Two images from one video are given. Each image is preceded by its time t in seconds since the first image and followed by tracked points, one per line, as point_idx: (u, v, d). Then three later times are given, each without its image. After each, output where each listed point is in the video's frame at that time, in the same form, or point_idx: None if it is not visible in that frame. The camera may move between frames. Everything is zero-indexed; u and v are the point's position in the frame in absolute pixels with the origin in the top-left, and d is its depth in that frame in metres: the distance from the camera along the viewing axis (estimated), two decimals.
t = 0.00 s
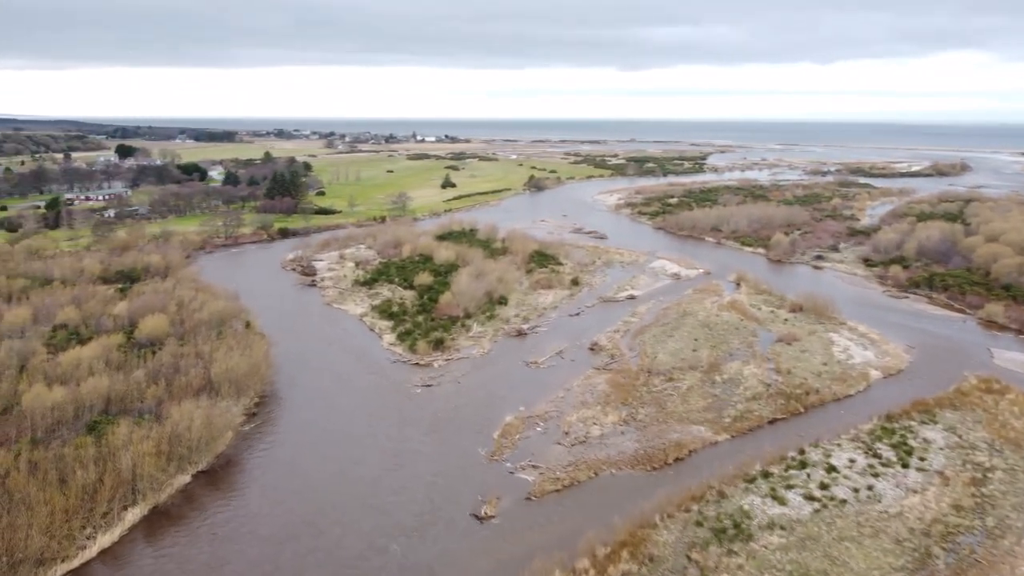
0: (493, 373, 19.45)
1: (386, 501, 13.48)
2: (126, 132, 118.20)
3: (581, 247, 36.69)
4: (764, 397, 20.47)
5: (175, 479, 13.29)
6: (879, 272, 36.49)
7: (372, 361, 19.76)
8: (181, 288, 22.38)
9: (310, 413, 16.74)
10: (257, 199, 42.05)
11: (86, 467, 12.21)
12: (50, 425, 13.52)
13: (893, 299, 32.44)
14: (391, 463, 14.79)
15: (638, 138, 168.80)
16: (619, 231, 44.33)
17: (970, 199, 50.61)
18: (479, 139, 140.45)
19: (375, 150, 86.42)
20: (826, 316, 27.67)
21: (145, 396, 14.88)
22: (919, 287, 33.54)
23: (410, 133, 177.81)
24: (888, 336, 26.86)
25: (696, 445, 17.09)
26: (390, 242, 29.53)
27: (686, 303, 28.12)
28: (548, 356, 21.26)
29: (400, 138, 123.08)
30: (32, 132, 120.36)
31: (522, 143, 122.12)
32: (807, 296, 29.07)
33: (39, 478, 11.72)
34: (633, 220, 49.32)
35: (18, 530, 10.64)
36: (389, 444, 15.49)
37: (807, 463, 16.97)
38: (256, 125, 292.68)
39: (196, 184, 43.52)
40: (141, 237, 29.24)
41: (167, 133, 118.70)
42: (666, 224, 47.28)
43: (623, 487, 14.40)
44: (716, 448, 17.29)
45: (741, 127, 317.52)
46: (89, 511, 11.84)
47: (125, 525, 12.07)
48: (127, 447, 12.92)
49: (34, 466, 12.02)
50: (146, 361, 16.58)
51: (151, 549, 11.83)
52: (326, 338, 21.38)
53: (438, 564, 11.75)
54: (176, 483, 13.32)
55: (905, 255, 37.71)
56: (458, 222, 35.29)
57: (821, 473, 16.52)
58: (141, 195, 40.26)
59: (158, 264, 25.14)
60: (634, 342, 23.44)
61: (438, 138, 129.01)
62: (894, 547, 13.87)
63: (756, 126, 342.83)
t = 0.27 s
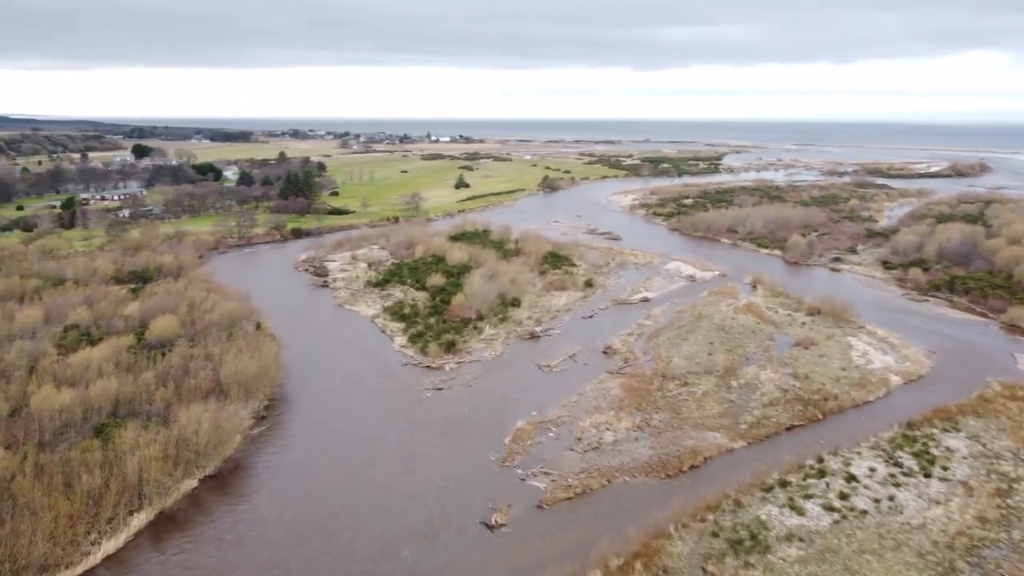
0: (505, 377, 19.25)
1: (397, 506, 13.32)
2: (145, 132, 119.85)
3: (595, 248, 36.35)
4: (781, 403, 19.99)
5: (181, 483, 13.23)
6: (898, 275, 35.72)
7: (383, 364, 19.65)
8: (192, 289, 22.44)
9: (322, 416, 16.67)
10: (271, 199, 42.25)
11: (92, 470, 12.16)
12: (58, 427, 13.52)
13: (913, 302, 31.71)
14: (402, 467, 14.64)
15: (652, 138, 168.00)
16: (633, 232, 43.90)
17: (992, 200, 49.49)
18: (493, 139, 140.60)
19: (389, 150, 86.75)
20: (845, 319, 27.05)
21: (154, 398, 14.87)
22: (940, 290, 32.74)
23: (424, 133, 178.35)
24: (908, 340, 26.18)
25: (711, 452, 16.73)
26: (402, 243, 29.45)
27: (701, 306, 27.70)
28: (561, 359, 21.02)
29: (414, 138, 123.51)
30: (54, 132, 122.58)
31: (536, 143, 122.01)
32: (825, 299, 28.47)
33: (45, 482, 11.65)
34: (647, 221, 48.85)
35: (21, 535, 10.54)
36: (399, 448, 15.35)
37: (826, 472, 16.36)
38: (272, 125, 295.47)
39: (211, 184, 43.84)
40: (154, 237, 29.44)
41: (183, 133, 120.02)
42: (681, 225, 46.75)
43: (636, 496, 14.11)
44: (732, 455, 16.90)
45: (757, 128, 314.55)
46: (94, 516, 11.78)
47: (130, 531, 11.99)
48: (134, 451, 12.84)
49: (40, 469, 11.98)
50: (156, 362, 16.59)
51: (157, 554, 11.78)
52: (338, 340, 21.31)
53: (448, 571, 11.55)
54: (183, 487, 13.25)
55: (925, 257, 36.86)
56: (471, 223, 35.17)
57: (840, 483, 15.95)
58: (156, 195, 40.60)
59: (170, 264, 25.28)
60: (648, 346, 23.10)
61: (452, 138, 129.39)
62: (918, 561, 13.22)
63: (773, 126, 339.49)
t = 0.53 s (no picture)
0: (519, 380, 19.03)
1: (409, 510, 13.14)
2: (160, 132, 121.65)
3: (610, 249, 35.99)
4: (801, 409, 19.49)
5: (189, 488, 13.14)
6: (919, 277, 34.87)
7: (395, 366, 19.53)
8: (204, 289, 22.53)
9: (335, 418, 16.60)
10: (286, 199, 42.45)
11: (98, 474, 12.09)
12: (67, 429, 13.52)
13: (935, 306, 30.90)
14: (414, 470, 14.48)
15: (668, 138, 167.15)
16: (648, 233, 43.42)
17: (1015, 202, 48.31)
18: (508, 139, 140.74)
19: (404, 150, 87.05)
20: (866, 323, 26.38)
21: (164, 400, 14.87)
22: (962, 294, 31.89)
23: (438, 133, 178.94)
24: (931, 345, 25.44)
25: (729, 460, 16.36)
26: (417, 243, 29.36)
27: (718, 308, 27.24)
28: (575, 363, 20.74)
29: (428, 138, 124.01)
30: (72, 132, 124.83)
31: (550, 144, 121.80)
32: (844, 302, 27.82)
33: (51, 486, 11.59)
34: (663, 222, 48.33)
35: (26, 541, 10.47)
36: (411, 452, 15.18)
37: (847, 483, 15.81)
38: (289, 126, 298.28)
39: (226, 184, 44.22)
40: (169, 237, 29.66)
41: (200, 133, 121.50)
42: (697, 226, 46.18)
43: (651, 505, 13.83)
44: (749, 463, 16.50)
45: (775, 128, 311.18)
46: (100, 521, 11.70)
47: (136, 537, 11.90)
48: (142, 454, 12.77)
49: (47, 473, 11.96)
50: (166, 364, 16.61)
51: (163, 558, 11.73)
52: (350, 341, 21.23)
53: None
54: (191, 492, 13.17)
55: (947, 260, 35.91)
56: (486, 223, 35.01)
57: (861, 492, 15.38)
58: (172, 195, 40.97)
59: (184, 265, 25.43)
60: (663, 349, 22.73)
61: (466, 138, 129.84)
62: None
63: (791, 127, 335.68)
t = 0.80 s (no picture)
0: (534, 384, 18.79)
1: (422, 516, 12.97)
2: (181, 132, 123.45)
3: (628, 251, 35.58)
4: (823, 416, 18.94)
5: (199, 492, 13.08)
6: (945, 280, 33.91)
7: (410, 369, 19.41)
8: (220, 289, 22.65)
9: (350, 421, 16.53)
10: (303, 199, 42.67)
11: (108, 478, 12.09)
12: (80, 430, 13.61)
13: (962, 310, 29.98)
14: (428, 475, 14.33)
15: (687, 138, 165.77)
16: (667, 235, 42.88)
17: None
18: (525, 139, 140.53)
19: (421, 150, 87.37)
20: (890, 328, 25.64)
21: (176, 402, 14.89)
22: (990, 298, 30.91)
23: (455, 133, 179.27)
24: (959, 351, 24.62)
25: (749, 468, 15.94)
26: (432, 244, 29.27)
27: (738, 312, 26.71)
28: (591, 367, 20.43)
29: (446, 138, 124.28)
30: (98, 132, 127.32)
31: (567, 144, 121.27)
32: (868, 306, 27.08)
33: (60, 489, 11.63)
34: (682, 223, 47.72)
35: (32, 547, 10.46)
36: (425, 456, 15.02)
37: (872, 492, 15.19)
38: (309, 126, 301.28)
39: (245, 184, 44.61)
40: (186, 237, 29.93)
41: (220, 133, 123.09)
42: (716, 227, 45.52)
43: (669, 514, 13.50)
44: (770, 471, 16.04)
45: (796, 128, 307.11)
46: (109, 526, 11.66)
47: (145, 541, 11.86)
48: (152, 458, 12.76)
49: (58, 476, 12.01)
50: (180, 365, 16.66)
51: (172, 561, 11.70)
52: (365, 343, 21.17)
53: None
54: (202, 496, 13.10)
55: (972, 264, 34.74)
56: (502, 223, 34.81)
57: (887, 504, 14.77)
58: (192, 194, 41.41)
59: (200, 265, 25.62)
60: (682, 353, 22.31)
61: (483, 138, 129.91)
62: None
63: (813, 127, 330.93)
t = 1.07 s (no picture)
0: (549, 387, 18.56)
1: (434, 522, 12.82)
2: (201, 132, 125.00)
3: (645, 252, 35.16)
4: (844, 423, 18.38)
5: (208, 496, 12.99)
6: (970, 283, 32.96)
7: (422, 371, 19.29)
8: (234, 289, 22.73)
9: (363, 422, 16.48)
10: (319, 199, 42.87)
11: (116, 482, 12.05)
12: (90, 432, 13.65)
13: (988, 314, 29.10)
14: (440, 479, 14.16)
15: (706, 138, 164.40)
16: (684, 236, 42.35)
17: None
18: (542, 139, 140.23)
19: (438, 150, 87.51)
20: (912, 332, 24.90)
21: (186, 404, 14.92)
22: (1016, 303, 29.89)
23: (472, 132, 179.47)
24: (985, 356, 23.83)
25: (769, 476, 15.53)
26: (448, 244, 29.15)
27: (756, 315, 26.19)
28: (607, 370, 20.12)
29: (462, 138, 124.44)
30: (121, 132, 129.61)
31: (584, 144, 120.72)
32: (891, 309, 26.37)
33: (67, 493, 11.59)
34: (699, 224, 47.13)
35: (37, 552, 10.33)
36: (437, 460, 14.87)
37: (896, 503, 14.59)
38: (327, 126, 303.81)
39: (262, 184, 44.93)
40: (202, 236, 30.16)
41: (240, 133, 124.49)
42: (735, 228, 44.86)
43: (686, 523, 13.19)
44: (790, 480, 15.60)
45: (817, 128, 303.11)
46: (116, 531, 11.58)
47: (152, 547, 11.75)
48: (160, 461, 12.71)
49: (66, 480, 11.99)
50: (191, 366, 16.71)
51: (179, 565, 11.66)
52: (378, 344, 21.11)
53: None
54: (210, 501, 13.01)
55: (998, 268, 33.43)
56: (517, 224, 34.60)
57: (911, 515, 14.16)
58: (209, 194, 41.78)
59: (215, 265, 25.77)
60: (699, 357, 21.91)
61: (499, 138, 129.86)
62: None
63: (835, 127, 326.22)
